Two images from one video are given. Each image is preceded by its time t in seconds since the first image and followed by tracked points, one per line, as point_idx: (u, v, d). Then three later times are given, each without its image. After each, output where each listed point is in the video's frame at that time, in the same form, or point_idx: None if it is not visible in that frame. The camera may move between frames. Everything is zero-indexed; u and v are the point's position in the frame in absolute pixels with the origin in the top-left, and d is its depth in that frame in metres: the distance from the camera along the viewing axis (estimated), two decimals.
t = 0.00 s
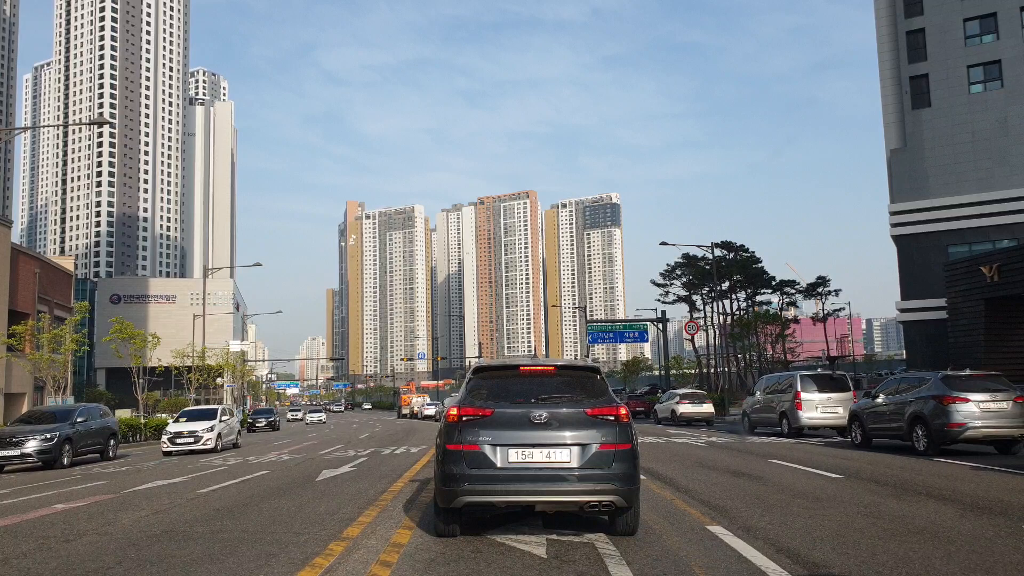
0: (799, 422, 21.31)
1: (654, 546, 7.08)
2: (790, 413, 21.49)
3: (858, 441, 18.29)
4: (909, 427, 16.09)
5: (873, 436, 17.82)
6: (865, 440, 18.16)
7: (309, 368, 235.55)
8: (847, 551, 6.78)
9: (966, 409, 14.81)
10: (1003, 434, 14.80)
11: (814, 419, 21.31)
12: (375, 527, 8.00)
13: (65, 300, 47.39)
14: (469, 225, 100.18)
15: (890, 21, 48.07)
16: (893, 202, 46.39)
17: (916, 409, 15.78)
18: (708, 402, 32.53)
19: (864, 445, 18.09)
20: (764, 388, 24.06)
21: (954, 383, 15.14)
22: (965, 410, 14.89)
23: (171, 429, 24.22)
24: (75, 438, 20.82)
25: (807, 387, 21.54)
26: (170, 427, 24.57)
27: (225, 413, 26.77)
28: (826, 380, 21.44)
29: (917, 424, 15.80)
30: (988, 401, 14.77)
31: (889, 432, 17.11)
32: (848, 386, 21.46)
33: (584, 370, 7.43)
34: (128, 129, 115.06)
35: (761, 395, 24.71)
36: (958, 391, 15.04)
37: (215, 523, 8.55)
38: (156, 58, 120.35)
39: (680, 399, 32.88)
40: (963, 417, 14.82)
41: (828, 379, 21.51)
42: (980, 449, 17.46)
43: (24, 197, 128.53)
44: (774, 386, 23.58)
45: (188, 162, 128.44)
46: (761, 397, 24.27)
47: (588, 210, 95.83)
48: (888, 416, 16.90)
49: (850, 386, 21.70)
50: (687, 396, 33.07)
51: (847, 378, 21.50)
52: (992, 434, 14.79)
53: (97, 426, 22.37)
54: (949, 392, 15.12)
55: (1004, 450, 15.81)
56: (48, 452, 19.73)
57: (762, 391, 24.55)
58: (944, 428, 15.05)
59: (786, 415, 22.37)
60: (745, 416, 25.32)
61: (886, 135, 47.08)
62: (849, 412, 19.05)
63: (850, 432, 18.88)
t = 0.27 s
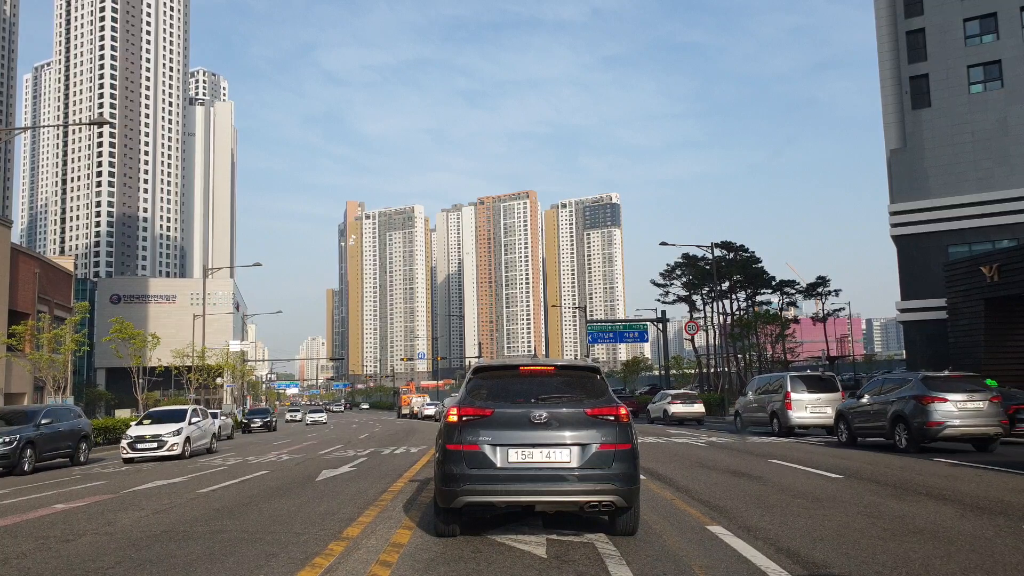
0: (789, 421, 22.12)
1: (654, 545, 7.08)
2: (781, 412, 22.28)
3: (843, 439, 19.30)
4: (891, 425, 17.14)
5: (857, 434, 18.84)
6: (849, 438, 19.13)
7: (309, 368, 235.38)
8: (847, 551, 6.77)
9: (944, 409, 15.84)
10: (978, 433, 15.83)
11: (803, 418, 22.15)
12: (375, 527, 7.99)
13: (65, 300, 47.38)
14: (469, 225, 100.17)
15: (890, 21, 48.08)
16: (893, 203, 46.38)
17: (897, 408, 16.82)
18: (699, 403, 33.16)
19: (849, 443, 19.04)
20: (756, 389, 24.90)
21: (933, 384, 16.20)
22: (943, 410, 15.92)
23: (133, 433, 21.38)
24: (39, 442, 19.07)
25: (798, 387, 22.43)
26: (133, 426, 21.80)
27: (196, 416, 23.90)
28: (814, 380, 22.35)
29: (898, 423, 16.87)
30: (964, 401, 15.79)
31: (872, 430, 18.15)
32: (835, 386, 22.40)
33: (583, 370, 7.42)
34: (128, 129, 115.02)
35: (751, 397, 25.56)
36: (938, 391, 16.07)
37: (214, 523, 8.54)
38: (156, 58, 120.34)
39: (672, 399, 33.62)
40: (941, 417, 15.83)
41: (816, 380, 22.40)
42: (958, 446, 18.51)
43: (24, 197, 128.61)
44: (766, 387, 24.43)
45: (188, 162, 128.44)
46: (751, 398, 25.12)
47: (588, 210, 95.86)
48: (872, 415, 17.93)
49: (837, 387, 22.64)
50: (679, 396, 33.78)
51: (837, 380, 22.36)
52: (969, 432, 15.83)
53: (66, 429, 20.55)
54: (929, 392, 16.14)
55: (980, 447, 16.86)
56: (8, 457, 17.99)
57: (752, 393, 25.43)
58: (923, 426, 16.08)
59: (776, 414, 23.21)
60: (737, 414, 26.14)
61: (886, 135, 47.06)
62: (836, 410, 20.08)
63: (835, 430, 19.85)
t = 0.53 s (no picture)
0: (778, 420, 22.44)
1: (653, 546, 7.09)
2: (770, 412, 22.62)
3: (831, 438, 19.67)
4: (874, 424, 17.48)
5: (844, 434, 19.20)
6: (837, 437, 19.50)
7: (309, 368, 235.44)
8: (847, 551, 6.78)
9: (925, 409, 16.16)
10: (958, 432, 16.10)
11: (792, 418, 22.44)
12: (375, 527, 8.00)
13: (65, 300, 47.37)
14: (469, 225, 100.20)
15: (891, 21, 48.04)
16: (893, 202, 46.36)
17: (880, 407, 17.14)
18: (690, 403, 33.81)
19: (837, 442, 19.41)
20: (747, 388, 25.37)
21: (913, 384, 16.50)
22: (923, 410, 16.23)
23: (81, 438, 18.19)
24: None
25: (787, 388, 22.73)
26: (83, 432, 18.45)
27: (158, 419, 20.59)
28: (804, 381, 22.65)
29: (880, 422, 17.22)
30: (944, 401, 16.10)
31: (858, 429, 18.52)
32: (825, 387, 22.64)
33: (584, 370, 7.42)
34: (128, 129, 115.04)
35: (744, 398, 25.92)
36: (918, 391, 16.37)
37: (214, 523, 8.54)
38: (156, 58, 120.39)
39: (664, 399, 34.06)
40: (921, 416, 16.15)
41: (806, 380, 22.70)
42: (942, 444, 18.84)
43: (24, 197, 128.79)
44: (757, 387, 24.82)
45: (188, 162, 128.46)
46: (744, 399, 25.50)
47: (588, 210, 95.87)
48: (856, 414, 18.26)
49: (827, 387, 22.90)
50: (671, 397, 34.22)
51: (825, 380, 22.68)
52: (948, 431, 16.13)
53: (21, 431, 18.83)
54: (910, 393, 16.43)
55: (961, 446, 17.15)
56: None
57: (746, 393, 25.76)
58: (904, 425, 16.39)
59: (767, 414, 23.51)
60: (729, 412, 26.61)
61: (887, 135, 47.03)
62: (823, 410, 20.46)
63: (824, 430, 20.19)
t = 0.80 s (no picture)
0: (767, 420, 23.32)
1: (653, 546, 7.08)
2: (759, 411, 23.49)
3: (819, 436, 20.27)
4: (858, 423, 18.07)
5: (831, 433, 19.79)
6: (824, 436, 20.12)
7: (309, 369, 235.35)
8: (846, 551, 6.78)
9: (906, 408, 16.73)
10: (938, 430, 16.68)
11: (780, 417, 23.30)
12: (375, 527, 7.99)
13: (65, 300, 47.37)
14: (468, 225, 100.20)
15: (890, 21, 48.03)
16: (893, 203, 46.35)
17: (864, 407, 17.72)
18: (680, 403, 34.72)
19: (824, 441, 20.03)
20: (738, 389, 26.30)
21: (895, 384, 17.08)
22: (905, 409, 16.80)
23: (13, 444, 15.37)
24: None
25: (775, 388, 23.62)
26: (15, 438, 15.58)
27: (111, 422, 17.49)
28: (791, 382, 23.58)
29: (864, 421, 17.81)
30: (925, 401, 16.65)
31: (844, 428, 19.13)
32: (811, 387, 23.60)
33: (583, 370, 7.42)
34: (127, 129, 115.01)
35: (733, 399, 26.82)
36: (900, 390, 16.93)
37: (215, 522, 8.55)
38: (156, 58, 120.39)
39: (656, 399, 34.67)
40: (902, 415, 16.72)
41: (793, 381, 23.63)
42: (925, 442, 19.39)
43: (24, 197, 128.90)
44: (746, 387, 25.72)
45: (188, 162, 128.47)
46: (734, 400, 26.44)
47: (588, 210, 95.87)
48: (843, 413, 18.84)
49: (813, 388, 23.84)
50: (662, 397, 34.80)
51: (812, 382, 23.62)
52: (928, 430, 16.69)
53: None
54: (891, 393, 17.01)
55: (942, 444, 17.69)
56: None
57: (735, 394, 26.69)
58: (887, 424, 16.96)
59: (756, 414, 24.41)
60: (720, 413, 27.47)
61: (886, 135, 47.03)
62: (812, 410, 21.08)
63: (812, 430, 20.84)
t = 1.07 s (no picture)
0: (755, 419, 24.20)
1: (653, 546, 7.08)
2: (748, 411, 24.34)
3: (807, 435, 21.01)
4: (843, 422, 18.81)
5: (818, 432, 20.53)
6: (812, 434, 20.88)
7: (309, 369, 235.26)
8: (845, 550, 6.79)
9: (888, 408, 17.44)
10: (919, 429, 17.36)
11: (769, 416, 24.19)
12: (375, 527, 7.99)
13: (65, 300, 47.36)
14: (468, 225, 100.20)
15: (890, 21, 48.04)
16: (893, 203, 46.36)
17: (849, 406, 18.43)
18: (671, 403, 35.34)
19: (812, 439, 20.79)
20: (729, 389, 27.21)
21: (878, 385, 17.82)
22: (887, 409, 17.53)
23: None
24: None
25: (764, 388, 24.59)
26: None
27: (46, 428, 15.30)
28: (778, 382, 24.44)
29: (848, 420, 18.56)
30: (906, 401, 17.35)
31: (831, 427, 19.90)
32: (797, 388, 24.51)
33: (584, 370, 7.42)
34: (128, 129, 115.01)
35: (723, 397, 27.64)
36: (883, 391, 17.67)
37: (214, 523, 8.54)
38: (156, 57, 120.39)
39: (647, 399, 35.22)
40: (885, 414, 17.43)
41: (781, 382, 24.48)
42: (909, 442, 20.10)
43: (25, 197, 128.97)
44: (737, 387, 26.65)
45: (188, 162, 128.49)
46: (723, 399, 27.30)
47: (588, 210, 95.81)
48: (829, 412, 19.59)
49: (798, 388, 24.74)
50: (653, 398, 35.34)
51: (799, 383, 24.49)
52: (910, 429, 17.39)
53: None
54: (875, 392, 17.73)
55: (924, 443, 18.39)
56: None
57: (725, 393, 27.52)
58: (870, 423, 17.69)
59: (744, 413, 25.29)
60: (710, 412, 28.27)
61: (886, 135, 47.05)
62: (801, 410, 21.86)
63: (801, 428, 21.59)
